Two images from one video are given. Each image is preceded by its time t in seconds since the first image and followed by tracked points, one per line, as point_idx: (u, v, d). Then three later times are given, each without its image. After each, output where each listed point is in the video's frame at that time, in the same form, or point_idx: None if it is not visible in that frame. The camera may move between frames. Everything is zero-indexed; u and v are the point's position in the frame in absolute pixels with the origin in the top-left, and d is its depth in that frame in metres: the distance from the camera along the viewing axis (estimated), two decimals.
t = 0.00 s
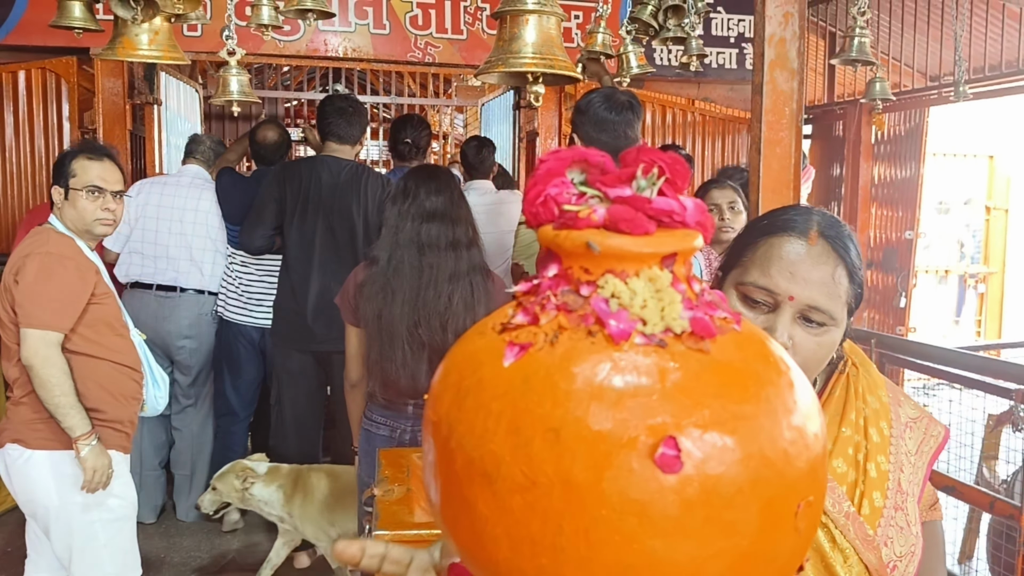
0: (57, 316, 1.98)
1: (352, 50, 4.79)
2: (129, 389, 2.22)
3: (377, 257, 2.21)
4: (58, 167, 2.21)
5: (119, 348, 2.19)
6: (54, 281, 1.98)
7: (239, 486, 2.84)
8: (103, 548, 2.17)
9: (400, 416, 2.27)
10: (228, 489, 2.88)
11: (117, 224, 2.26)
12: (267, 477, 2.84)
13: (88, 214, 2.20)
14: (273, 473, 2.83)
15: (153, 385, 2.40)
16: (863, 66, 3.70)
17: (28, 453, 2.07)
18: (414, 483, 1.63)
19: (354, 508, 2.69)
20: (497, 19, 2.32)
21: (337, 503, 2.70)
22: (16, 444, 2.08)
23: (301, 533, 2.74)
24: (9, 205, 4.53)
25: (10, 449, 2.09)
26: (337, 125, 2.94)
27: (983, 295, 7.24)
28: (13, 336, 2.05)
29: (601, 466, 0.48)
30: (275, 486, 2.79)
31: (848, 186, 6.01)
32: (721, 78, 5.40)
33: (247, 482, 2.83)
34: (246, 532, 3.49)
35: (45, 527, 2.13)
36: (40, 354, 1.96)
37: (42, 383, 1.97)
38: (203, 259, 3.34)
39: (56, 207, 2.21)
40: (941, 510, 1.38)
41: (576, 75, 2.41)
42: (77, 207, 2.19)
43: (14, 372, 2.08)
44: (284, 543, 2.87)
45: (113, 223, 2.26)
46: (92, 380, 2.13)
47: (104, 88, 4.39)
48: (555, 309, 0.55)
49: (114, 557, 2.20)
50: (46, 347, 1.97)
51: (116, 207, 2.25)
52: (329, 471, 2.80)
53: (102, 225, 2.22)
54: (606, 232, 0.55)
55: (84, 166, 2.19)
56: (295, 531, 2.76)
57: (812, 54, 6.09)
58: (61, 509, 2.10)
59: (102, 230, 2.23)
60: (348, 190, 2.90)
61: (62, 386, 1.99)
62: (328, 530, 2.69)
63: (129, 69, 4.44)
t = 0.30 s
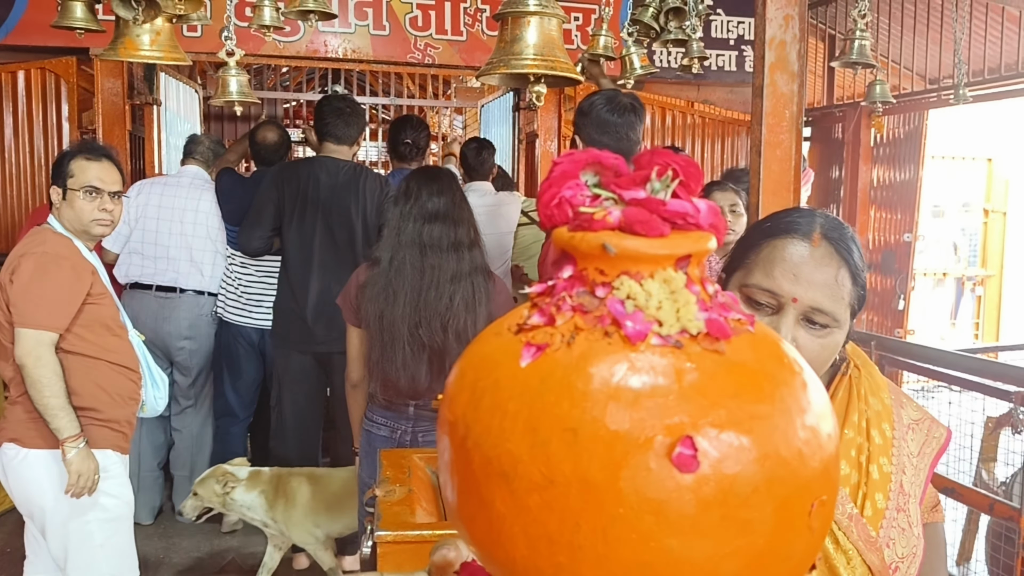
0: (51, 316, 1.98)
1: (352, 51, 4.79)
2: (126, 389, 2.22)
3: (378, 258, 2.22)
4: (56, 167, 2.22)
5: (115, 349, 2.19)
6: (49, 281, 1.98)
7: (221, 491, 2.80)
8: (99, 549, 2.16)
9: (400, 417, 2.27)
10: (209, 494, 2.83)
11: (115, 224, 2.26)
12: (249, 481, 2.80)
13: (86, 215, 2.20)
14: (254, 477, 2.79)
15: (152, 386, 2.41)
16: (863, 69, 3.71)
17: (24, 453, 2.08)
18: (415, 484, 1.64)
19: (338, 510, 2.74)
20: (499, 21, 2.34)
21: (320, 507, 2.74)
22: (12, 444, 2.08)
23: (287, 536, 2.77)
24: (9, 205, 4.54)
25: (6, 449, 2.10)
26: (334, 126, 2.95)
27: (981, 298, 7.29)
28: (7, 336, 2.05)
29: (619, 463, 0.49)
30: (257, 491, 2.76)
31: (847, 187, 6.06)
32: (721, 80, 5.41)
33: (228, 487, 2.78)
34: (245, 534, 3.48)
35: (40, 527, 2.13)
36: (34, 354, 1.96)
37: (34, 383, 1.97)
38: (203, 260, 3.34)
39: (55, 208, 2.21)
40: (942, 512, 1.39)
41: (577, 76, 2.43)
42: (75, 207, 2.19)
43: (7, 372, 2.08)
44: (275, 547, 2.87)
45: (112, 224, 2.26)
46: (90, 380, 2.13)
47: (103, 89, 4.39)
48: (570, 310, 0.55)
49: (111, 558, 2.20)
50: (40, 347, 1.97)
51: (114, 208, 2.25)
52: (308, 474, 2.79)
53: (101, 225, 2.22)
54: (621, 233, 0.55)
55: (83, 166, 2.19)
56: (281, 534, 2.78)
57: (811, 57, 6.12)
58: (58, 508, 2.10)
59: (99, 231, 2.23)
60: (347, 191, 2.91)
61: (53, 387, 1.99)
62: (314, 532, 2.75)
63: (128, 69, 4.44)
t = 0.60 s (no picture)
0: (46, 316, 1.98)
1: (351, 53, 4.79)
2: (124, 389, 2.22)
3: (379, 260, 2.23)
4: (55, 167, 2.22)
5: (112, 349, 2.19)
6: (45, 281, 1.98)
7: (199, 494, 2.81)
8: (94, 550, 2.15)
9: (400, 418, 2.27)
10: (188, 498, 2.84)
11: (112, 224, 2.26)
12: (227, 484, 2.81)
13: (85, 215, 2.20)
14: (233, 479, 2.81)
15: (150, 386, 2.41)
16: (863, 72, 3.72)
17: (20, 452, 2.08)
18: (416, 485, 1.64)
19: (318, 509, 2.75)
20: (500, 23, 2.36)
21: (300, 507, 2.75)
22: (8, 443, 2.09)
23: (269, 538, 2.78)
24: (7, 204, 4.54)
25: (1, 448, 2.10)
26: (331, 126, 2.95)
27: (979, 301, 7.35)
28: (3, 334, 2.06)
29: (637, 462, 0.49)
30: (236, 493, 2.77)
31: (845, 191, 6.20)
32: (719, 83, 5.42)
33: (207, 490, 2.79)
34: (243, 535, 3.48)
35: (34, 527, 2.13)
36: (27, 353, 1.97)
37: (27, 382, 1.97)
38: (202, 261, 3.35)
39: (54, 208, 2.22)
40: (944, 513, 1.39)
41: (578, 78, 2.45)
42: (73, 207, 2.20)
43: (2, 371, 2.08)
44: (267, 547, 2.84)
45: (110, 224, 2.26)
46: (87, 380, 2.13)
47: (102, 89, 4.39)
48: (586, 311, 0.56)
49: (106, 560, 2.19)
50: (34, 346, 1.97)
51: (112, 208, 2.25)
52: (287, 475, 2.81)
53: (98, 225, 2.23)
54: (636, 235, 0.56)
55: (80, 166, 2.19)
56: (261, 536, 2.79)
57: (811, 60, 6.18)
58: (53, 508, 2.10)
59: (97, 231, 2.23)
60: (346, 192, 2.92)
61: (45, 386, 1.99)
62: (295, 532, 2.76)
63: (127, 69, 4.44)
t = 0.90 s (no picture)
0: (42, 316, 1.98)
1: (350, 53, 4.79)
2: (122, 389, 2.22)
3: (379, 262, 2.23)
4: (53, 167, 2.22)
5: (109, 348, 2.19)
6: (41, 280, 1.98)
7: (182, 494, 2.77)
8: (87, 552, 2.15)
9: (400, 418, 2.27)
10: (171, 497, 2.79)
11: (111, 224, 2.26)
12: (210, 482, 2.78)
13: (83, 215, 2.20)
14: (216, 477, 2.78)
15: (149, 387, 2.41)
16: (862, 74, 3.74)
17: (15, 451, 2.08)
18: (417, 485, 1.65)
19: (299, 509, 2.76)
20: (500, 25, 2.37)
21: (281, 507, 2.76)
22: (3, 442, 2.09)
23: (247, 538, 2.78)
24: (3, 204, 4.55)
25: None
26: (327, 126, 2.96)
27: (976, 302, 7.40)
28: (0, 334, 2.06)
29: (654, 460, 0.50)
30: (219, 492, 2.75)
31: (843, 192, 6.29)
32: (718, 84, 5.43)
33: (190, 489, 2.76)
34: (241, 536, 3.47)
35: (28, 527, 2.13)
36: (24, 353, 1.96)
37: (23, 381, 1.97)
38: (199, 261, 3.34)
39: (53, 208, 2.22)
40: (945, 514, 1.40)
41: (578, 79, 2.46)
42: (71, 207, 2.20)
43: None
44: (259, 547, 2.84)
45: (108, 224, 2.26)
46: (84, 380, 2.13)
47: (100, 89, 4.43)
48: (601, 311, 0.57)
49: (99, 561, 2.18)
50: (30, 346, 1.97)
51: (111, 208, 2.25)
52: (269, 473, 2.80)
53: (97, 225, 2.23)
54: (650, 236, 0.56)
55: (79, 166, 2.19)
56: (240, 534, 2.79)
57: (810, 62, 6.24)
58: (48, 507, 2.10)
59: (96, 231, 2.23)
60: (343, 193, 2.93)
61: (40, 386, 1.98)
62: (274, 532, 2.77)
63: (126, 70, 4.48)
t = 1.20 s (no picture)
0: (41, 316, 1.98)
1: (351, 54, 4.80)
2: (123, 390, 2.22)
3: (381, 263, 2.24)
4: (54, 167, 2.23)
5: (110, 350, 2.19)
6: (40, 280, 1.98)
7: (166, 491, 2.78)
8: (80, 555, 2.14)
9: (401, 418, 2.28)
10: (157, 494, 2.82)
11: (112, 224, 2.26)
12: (194, 480, 2.79)
13: (83, 215, 2.20)
14: (200, 475, 2.79)
15: (151, 387, 2.41)
16: (862, 76, 3.74)
17: (13, 451, 2.09)
18: (420, 486, 1.66)
19: (281, 512, 2.75)
20: (502, 27, 2.38)
21: (262, 508, 2.75)
22: (2, 442, 2.10)
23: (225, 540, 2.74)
24: (4, 205, 4.56)
25: None
26: (326, 127, 2.96)
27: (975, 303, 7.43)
28: None
29: (675, 458, 0.50)
30: (201, 489, 2.76)
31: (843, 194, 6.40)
32: (718, 86, 5.44)
33: (174, 487, 2.77)
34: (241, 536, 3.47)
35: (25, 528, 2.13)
36: (22, 353, 1.97)
37: (22, 381, 1.97)
38: (196, 263, 3.35)
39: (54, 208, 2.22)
40: (948, 513, 1.40)
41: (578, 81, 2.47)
42: (72, 207, 2.20)
43: None
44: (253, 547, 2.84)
45: (109, 224, 2.26)
46: (84, 381, 2.13)
47: (101, 89, 4.43)
48: (618, 311, 0.57)
49: (93, 564, 2.17)
50: (28, 346, 1.97)
51: (111, 208, 2.24)
52: (254, 474, 2.80)
53: (98, 225, 2.23)
54: (667, 237, 0.57)
55: (79, 166, 2.19)
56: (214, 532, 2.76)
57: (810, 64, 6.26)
58: (45, 507, 2.10)
59: (96, 231, 2.23)
60: (343, 194, 2.93)
61: (40, 386, 1.99)
62: (249, 534, 2.75)
63: (126, 70, 4.48)
